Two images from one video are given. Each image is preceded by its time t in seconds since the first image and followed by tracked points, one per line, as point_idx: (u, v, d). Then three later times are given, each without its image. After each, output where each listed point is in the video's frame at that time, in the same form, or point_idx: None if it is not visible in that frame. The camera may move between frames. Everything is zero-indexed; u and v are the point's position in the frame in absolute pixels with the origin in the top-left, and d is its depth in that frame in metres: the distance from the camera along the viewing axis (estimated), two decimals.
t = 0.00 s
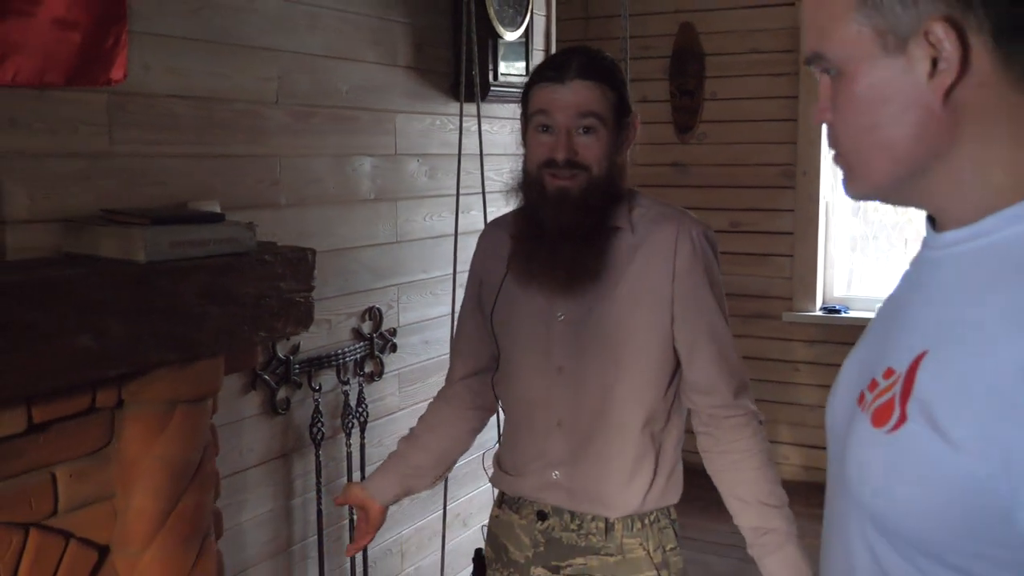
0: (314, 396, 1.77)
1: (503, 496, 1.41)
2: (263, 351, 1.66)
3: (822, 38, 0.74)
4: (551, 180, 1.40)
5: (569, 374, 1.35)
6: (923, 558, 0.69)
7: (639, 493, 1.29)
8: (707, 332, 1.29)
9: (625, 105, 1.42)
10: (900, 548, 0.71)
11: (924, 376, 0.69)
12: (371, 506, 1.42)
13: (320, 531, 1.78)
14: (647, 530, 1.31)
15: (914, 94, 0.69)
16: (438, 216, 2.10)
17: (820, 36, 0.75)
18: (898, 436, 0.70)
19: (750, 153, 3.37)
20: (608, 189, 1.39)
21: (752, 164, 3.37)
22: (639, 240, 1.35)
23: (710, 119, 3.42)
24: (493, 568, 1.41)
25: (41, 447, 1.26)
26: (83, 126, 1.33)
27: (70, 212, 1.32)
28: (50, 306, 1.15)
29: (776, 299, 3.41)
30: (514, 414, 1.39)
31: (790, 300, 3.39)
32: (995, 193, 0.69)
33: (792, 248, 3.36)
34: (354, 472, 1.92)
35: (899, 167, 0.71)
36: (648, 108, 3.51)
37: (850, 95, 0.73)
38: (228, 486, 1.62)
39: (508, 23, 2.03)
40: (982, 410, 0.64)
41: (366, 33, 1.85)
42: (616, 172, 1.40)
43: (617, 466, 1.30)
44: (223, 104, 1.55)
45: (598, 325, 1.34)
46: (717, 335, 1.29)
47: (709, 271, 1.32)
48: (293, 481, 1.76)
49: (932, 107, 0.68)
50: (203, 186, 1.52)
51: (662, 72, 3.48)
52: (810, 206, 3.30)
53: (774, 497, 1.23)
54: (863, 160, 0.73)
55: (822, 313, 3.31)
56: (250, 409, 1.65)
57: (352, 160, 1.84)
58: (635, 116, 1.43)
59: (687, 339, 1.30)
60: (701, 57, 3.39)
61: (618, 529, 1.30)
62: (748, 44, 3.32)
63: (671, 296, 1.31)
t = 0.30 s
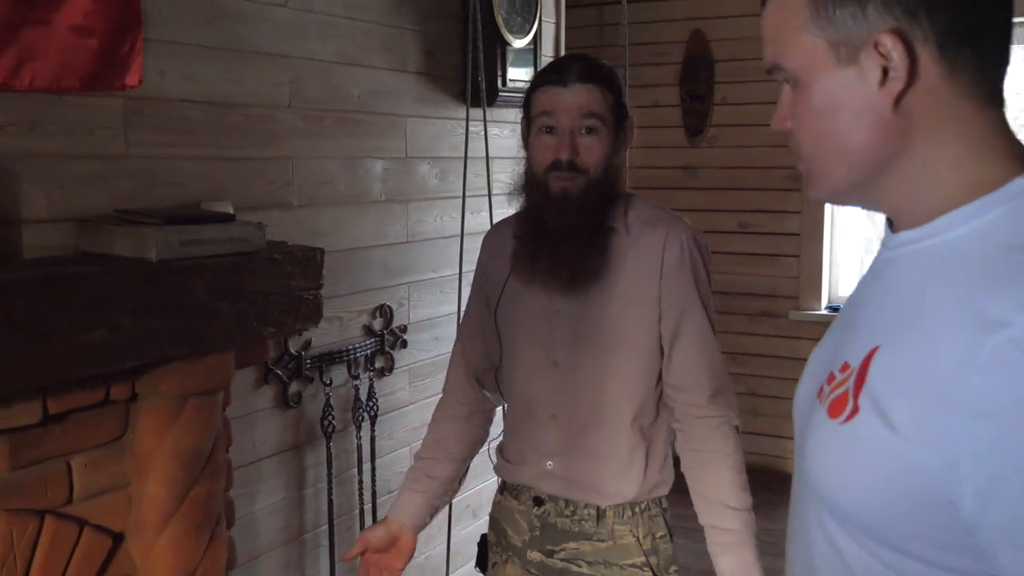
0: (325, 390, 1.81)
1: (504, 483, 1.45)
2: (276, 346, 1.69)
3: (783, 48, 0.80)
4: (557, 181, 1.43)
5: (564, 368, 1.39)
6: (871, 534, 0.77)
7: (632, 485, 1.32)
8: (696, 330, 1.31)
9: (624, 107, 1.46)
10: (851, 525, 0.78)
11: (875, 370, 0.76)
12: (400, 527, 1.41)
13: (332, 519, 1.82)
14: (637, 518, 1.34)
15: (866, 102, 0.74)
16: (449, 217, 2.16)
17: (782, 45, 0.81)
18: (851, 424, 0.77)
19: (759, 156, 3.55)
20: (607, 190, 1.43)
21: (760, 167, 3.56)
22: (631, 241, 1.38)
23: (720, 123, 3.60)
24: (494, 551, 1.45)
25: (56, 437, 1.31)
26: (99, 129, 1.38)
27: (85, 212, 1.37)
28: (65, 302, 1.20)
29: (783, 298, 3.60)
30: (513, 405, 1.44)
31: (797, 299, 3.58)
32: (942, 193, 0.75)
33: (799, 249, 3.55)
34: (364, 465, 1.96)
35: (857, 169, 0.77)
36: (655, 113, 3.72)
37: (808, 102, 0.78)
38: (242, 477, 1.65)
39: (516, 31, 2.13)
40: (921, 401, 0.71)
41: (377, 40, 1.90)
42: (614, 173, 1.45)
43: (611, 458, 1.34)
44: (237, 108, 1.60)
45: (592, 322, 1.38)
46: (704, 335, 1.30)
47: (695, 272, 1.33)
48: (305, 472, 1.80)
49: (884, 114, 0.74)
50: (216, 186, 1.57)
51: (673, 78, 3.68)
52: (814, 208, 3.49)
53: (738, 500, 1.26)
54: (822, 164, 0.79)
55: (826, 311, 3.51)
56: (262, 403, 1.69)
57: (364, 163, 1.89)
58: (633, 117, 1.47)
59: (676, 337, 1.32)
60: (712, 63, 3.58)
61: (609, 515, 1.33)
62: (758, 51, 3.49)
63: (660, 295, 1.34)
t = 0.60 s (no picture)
0: (333, 387, 1.85)
1: (493, 475, 1.53)
2: (285, 345, 1.74)
3: (752, 60, 0.89)
4: (550, 184, 1.52)
5: (554, 364, 1.46)
6: (837, 520, 0.82)
7: (614, 477, 1.41)
8: (677, 327, 1.39)
9: (611, 114, 1.57)
10: (819, 511, 0.84)
11: (836, 366, 0.82)
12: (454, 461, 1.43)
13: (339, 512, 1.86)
14: (618, 509, 1.42)
15: (826, 111, 0.82)
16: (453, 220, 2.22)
17: (751, 56, 0.89)
18: (815, 417, 0.83)
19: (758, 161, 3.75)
20: (597, 192, 1.52)
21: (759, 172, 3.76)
22: (616, 243, 1.47)
23: (722, 128, 3.81)
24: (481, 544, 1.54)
25: (70, 432, 1.36)
26: (114, 135, 1.44)
27: (99, 213, 1.43)
28: (79, 301, 1.25)
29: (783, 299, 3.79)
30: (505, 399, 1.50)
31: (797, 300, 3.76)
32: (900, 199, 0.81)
33: (800, 252, 3.72)
34: (370, 461, 2.00)
35: (818, 171, 0.84)
36: (659, 119, 3.94)
37: (774, 111, 0.86)
38: (251, 471, 1.69)
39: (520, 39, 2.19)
40: (876, 395, 0.76)
41: (384, 49, 1.96)
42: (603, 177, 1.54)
43: (598, 450, 1.42)
44: (247, 114, 1.66)
45: (577, 321, 1.45)
46: (685, 332, 1.38)
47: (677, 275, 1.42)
48: (313, 466, 1.84)
49: (842, 122, 0.81)
50: (227, 189, 1.63)
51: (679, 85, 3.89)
52: (812, 213, 3.67)
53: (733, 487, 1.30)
54: (790, 166, 0.86)
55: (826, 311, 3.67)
56: (270, 399, 1.73)
57: (371, 168, 1.95)
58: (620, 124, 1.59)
59: (660, 335, 1.40)
60: (713, 71, 3.80)
61: (591, 507, 1.42)
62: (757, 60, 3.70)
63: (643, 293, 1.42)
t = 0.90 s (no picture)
0: (342, 380, 1.91)
1: (483, 468, 1.63)
2: (295, 340, 1.79)
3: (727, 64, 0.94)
4: (537, 183, 1.65)
5: (541, 359, 1.57)
6: (805, 504, 0.87)
7: (601, 468, 1.51)
8: (664, 323, 1.50)
9: (594, 118, 1.69)
10: (789, 495, 0.89)
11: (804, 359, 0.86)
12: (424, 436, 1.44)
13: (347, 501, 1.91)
14: (606, 498, 1.53)
15: (792, 116, 0.86)
16: (456, 220, 2.28)
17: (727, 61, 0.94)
18: (784, 407, 0.87)
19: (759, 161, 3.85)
20: (581, 192, 1.65)
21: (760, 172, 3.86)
22: (604, 245, 1.58)
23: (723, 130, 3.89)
24: (473, 534, 1.64)
25: (87, 423, 1.42)
26: (129, 139, 1.50)
27: (115, 214, 1.49)
28: (96, 297, 1.31)
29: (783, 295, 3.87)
30: (492, 395, 1.61)
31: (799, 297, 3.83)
32: (860, 202, 0.86)
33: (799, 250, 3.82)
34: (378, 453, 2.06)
35: (784, 173, 0.90)
36: (661, 121, 4.04)
37: (747, 114, 0.91)
38: (262, 461, 1.75)
39: (521, 43, 2.24)
40: (839, 386, 0.80)
41: (390, 54, 2.01)
42: (587, 178, 1.67)
43: (587, 441, 1.52)
44: (257, 118, 1.71)
45: (565, 318, 1.57)
46: (672, 326, 1.49)
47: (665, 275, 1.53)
48: (322, 457, 1.90)
49: (806, 127, 0.86)
50: (238, 191, 1.69)
51: (680, 88, 3.99)
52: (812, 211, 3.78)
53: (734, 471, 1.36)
54: (761, 165, 0.92)
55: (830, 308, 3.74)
56: (281, 392, 1.78)
57: (378, 169, 2.00)
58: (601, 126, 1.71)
59: (648, 331, 1.51)
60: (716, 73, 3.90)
61: (580, 498, 1.52)
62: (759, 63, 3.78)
63: (632, 290, 1.53)
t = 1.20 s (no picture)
0: (355, 375, 1.96)
1: (485, 465, 1.69)
2: (309, 336, 1.85)
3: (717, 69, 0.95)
4: (539, 187, 1.72)
5: (541, 358, 1.63)
6: (796, 496, 0.90)
7: (603, 462, 1.57)
8: (659, 325, 1.58)
9: (594, 119, 1.75)
10: (780, 488, 0.92)
11: (792, 357, 0.89)
12: (397, 519, 1.61)
13: (360, 493, 1.97)
14: (606, 492, 1.58)
15: (781, 120, 0.88)
16: (466, 219, 2.33)
17: (716, 66, 0.96)
18: (773, 403, 0.91)
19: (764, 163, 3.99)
20: (581, 194, 1.72)
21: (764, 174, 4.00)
22: (604, 247, 1.65)
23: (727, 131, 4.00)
24: (478, 528, 1.70)
25: (110, 416, 1.48)
26: (149, 143, 1.56)
27: (136, 215, 1.55)
28: (119, 296, 1.36)
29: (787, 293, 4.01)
30: (494, 394, 1.67)
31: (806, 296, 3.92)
32: (846, 205, 0.89)
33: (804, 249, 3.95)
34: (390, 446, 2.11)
35: (773, 176, 0.92)
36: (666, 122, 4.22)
37: (735, 118, 0.93)
38: (278, 454, 1.81)
39: (530, 48, 2.30)
40: (824, 383, 0.83)
41: (402, 59, 2.07)
42: (586, 179, 1.74)
43: (586, 438, 1.57)
44: (273, 123, 1.77)
45: (568, 318, 1.62)
46: (664, 329, 1.58)
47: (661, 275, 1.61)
48: (336, 451, 1.95)
49: (795, 132, 0.88)
50: (254, 193, 1.74)
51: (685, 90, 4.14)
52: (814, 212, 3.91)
53: (677, 480, 1.51)
54: (750, 168, 0.95)
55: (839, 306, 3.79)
56: (297, 387, 1.84)
57: (390, 171, 2.06)
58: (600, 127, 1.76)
59: (643, 331, 1.58)
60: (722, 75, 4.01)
61: (582, 492, 1.58)
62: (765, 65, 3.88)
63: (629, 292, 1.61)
